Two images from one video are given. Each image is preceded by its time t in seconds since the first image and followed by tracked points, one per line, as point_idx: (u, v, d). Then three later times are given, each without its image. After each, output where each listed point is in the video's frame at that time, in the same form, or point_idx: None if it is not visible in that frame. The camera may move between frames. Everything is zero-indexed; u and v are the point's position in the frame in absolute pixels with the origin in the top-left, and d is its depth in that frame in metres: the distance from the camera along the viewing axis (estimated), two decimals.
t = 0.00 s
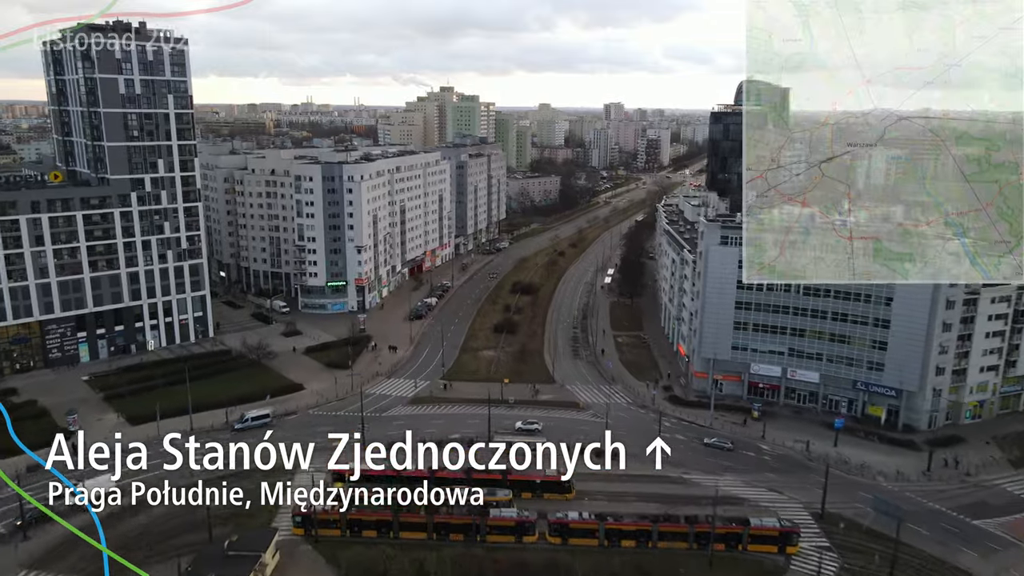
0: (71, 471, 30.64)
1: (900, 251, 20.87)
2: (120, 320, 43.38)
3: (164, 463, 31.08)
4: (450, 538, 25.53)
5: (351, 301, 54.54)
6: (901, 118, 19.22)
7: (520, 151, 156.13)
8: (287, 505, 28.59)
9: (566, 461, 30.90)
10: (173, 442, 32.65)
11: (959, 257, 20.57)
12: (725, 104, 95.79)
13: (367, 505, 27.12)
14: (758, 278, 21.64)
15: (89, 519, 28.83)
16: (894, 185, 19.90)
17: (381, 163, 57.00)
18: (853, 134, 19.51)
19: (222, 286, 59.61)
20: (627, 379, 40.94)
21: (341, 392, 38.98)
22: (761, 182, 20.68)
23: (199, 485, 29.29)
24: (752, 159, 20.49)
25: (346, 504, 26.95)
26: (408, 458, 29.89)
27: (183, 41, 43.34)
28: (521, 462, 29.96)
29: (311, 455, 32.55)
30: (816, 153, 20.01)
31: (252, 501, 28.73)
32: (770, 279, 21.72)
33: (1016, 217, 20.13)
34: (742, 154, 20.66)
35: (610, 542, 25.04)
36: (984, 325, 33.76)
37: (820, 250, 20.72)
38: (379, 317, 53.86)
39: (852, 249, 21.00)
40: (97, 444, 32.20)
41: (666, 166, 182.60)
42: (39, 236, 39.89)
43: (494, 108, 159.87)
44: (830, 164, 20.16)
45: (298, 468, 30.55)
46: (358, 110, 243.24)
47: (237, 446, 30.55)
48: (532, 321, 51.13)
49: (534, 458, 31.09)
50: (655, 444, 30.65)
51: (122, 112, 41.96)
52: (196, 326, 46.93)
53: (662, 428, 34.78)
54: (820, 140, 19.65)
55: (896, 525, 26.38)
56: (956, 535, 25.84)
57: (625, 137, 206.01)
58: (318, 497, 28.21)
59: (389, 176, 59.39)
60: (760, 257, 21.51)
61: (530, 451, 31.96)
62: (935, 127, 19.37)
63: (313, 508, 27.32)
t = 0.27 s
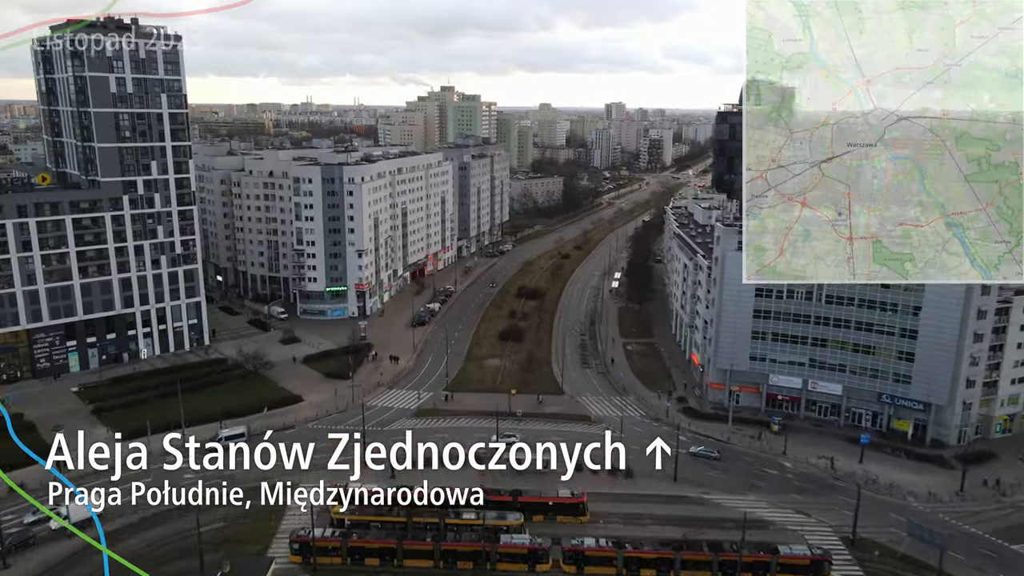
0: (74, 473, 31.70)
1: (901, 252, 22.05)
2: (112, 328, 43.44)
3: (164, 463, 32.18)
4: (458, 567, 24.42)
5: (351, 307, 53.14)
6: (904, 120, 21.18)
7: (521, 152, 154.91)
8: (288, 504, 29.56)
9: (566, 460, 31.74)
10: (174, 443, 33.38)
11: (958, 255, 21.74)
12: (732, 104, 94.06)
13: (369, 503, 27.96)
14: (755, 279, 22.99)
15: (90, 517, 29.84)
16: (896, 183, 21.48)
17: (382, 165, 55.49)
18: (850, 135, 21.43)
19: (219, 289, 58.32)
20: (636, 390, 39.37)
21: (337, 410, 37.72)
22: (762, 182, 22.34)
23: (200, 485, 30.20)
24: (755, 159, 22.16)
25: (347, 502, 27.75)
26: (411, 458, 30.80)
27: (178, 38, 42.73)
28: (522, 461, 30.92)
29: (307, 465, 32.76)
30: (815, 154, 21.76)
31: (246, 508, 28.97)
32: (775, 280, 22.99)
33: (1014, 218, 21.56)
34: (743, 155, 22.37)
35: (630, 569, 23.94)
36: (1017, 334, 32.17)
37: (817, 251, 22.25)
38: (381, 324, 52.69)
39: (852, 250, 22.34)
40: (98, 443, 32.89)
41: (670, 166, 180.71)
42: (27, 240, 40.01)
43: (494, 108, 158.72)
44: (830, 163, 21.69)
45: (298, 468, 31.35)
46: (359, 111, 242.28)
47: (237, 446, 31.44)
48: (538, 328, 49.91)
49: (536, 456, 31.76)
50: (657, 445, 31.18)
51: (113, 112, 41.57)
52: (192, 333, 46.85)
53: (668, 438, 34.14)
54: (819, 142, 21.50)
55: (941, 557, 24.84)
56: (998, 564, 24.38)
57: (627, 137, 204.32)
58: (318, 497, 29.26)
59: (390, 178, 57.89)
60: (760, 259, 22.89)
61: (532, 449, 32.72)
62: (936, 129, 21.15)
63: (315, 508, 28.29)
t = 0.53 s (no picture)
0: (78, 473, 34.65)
1: (903, 253, 22.91)
2: (100, 337, 45.30)
3: (164, 463, 35.14)
4: None
5: (350, 314, 51.96)
6: (903, 120, 22.25)
7: (522, 152, 153.81)
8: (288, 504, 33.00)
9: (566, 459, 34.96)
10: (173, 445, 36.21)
11: (957, 254, 22.90)
12: (736, 104, 92.97)
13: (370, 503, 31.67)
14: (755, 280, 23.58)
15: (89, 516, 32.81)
16: (895, 183, 22.63)
17: (382, 167, 53.96)
18: (850, 135, 22.25)
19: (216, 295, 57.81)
20: (646, 401, 40.99)
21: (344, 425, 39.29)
22: (762, 182, 23.08)
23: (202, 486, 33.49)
24: (757, 158, 22.80)
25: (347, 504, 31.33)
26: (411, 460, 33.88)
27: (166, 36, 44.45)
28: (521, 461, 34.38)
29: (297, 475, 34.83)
30: (816, 155, 22.56)
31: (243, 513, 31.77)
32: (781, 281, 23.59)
33: (1013, 218, 22.68)
34: (744, 156, 22.93)
35: None
36: None
37: (817, 251, 23.01)
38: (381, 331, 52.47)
39: (852, 250, 23.15)
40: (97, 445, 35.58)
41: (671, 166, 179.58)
42: (11, 247, 41.40)
43: (495, 108, 157.78)
44: (830, 163, 22.45)
45: (295, 469, 34.52)
46: (358, 109, 241.03)
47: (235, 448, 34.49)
48: (543, 335, 50.14)
49: (536, 456, 35.18)
50: (656, 448, 34.32)
51: (101, 112, 43.12)
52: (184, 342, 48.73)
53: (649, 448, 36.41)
54: (819, 143, 22.30)
55: None
56: None
57: (628, 136, 203.12)
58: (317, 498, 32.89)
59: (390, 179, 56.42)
60: (760, 259, 23.66)
61: (531, 450, 35.86)
62: (936, 128, 22.28)
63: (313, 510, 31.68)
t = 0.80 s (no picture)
0: (81, 472, 43.34)
1: (902, 252, 26.30)
2: (86, 346, 54.49)
3: (164, 463, 44.07)
4: None
5: (346, 320, 63.72)
6: (901, 121, 25.72)
7: (521, 152, 152.43)
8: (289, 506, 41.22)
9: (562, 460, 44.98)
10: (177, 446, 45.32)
11: (958, 254, 25.96)
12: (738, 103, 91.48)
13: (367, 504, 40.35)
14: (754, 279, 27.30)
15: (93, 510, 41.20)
16: (895, 182, 26.06)
17: (380, 171, 65.51)
18: (849, 136, 25.92)
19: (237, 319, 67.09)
20: (655, 414, 49.80)
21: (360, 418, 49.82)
22: (764, 182, 26.59)
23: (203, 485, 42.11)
24: (762, 159, 26.38)
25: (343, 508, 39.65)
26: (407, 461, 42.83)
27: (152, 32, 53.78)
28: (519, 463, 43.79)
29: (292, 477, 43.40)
30: (818, 154, 26.04)
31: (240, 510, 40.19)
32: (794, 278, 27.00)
33: (1013, 218, 25.68)
34: (746, 156, 26.47)
35: None
36: None
37: (818, 249, 26.67)
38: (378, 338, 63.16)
39: (853, 250, 26.67)
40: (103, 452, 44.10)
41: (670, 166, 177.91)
42: None
43: (492, 107, 156.55)
44: (830, 162, 26.03)
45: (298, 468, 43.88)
46: (355, 109, 239.53)
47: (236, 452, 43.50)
48: (542, 344, 60.41)
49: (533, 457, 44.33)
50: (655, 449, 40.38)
51: (85, 110, 51.68)
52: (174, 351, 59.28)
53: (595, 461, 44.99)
54: (816, 140, 25.90)
55: None
56: None
57: (626, 136, 201.50)
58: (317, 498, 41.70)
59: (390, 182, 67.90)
60: (762, 257, 27.23)
61: (532, 449, 45.71)
62: (935, 129, 25.56)
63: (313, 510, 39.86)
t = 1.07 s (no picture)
0: (84, 474, 45.37)
1: (902, 252, 33.74)
2: (64, 357, 55.56)
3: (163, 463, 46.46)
4: None
5: (338, 327, 64.27)
6: (902, 121, 32.79)
7: (517, 152, 150.95)
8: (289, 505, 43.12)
9: (563, 459, 47.13)
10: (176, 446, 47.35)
11: (958, 255, 33.42)
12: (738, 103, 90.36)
13: (368, 503, 42.28)
14: (756, 278, 35.02)
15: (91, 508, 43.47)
16: (897, 184, 33.31)
17: (372, 172, 65.77)
18: (849, 136, 33.09)
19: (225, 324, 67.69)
20: (666, 431, 51.19)
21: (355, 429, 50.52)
22: (764, 182, 34.05)
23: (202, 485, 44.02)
24: (762, 160, 33.70)
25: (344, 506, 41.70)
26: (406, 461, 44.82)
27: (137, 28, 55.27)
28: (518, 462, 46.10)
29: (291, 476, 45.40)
30: (817, 155, 33.38)
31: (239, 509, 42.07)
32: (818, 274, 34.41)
33: (1012, 217, 32.84)
34: (749, 157, 33.77)
35: None
36: None
37: (816, 249, 34.11)
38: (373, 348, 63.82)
39: (853, 249, 34.06)
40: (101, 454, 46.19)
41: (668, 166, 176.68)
42: None
43: (489, 107, 155.47)
44: (830, 163, 33.29)
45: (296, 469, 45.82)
46: (352, 108, 238.61)
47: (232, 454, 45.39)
48: (545, 353, 62.09)
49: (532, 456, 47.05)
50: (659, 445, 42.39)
51: (66, 108, 52.95)
52: (161, 360, 60.49)
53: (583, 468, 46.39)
54: (824, 145, 33.26)
55: None
56: None
57: (624, 136, 200.39)
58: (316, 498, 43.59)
59: (384, 182, 68.35)
60: (762, 256, 34.82)
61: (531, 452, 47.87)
62: (935, 130, 32.59)
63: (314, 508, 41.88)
